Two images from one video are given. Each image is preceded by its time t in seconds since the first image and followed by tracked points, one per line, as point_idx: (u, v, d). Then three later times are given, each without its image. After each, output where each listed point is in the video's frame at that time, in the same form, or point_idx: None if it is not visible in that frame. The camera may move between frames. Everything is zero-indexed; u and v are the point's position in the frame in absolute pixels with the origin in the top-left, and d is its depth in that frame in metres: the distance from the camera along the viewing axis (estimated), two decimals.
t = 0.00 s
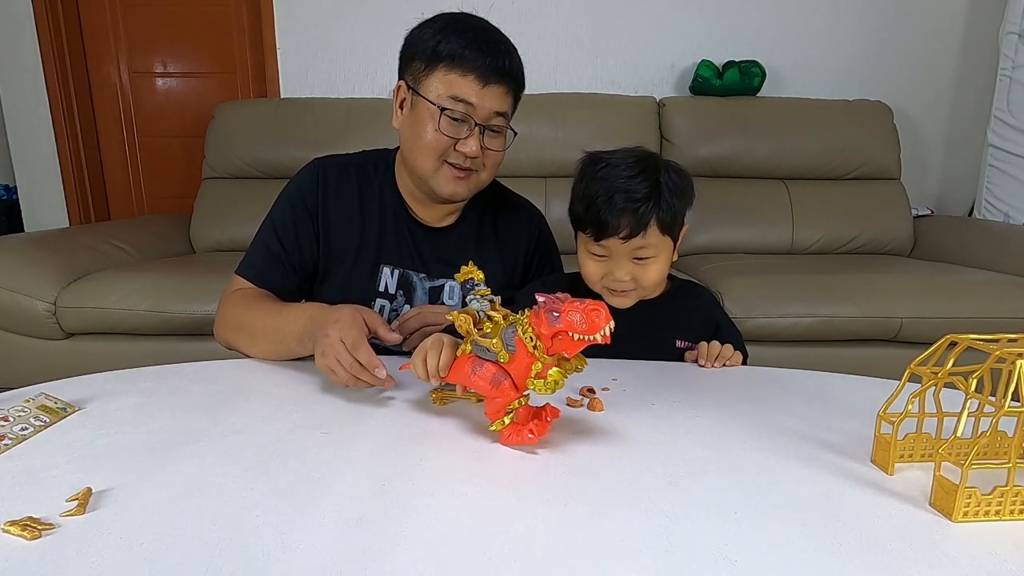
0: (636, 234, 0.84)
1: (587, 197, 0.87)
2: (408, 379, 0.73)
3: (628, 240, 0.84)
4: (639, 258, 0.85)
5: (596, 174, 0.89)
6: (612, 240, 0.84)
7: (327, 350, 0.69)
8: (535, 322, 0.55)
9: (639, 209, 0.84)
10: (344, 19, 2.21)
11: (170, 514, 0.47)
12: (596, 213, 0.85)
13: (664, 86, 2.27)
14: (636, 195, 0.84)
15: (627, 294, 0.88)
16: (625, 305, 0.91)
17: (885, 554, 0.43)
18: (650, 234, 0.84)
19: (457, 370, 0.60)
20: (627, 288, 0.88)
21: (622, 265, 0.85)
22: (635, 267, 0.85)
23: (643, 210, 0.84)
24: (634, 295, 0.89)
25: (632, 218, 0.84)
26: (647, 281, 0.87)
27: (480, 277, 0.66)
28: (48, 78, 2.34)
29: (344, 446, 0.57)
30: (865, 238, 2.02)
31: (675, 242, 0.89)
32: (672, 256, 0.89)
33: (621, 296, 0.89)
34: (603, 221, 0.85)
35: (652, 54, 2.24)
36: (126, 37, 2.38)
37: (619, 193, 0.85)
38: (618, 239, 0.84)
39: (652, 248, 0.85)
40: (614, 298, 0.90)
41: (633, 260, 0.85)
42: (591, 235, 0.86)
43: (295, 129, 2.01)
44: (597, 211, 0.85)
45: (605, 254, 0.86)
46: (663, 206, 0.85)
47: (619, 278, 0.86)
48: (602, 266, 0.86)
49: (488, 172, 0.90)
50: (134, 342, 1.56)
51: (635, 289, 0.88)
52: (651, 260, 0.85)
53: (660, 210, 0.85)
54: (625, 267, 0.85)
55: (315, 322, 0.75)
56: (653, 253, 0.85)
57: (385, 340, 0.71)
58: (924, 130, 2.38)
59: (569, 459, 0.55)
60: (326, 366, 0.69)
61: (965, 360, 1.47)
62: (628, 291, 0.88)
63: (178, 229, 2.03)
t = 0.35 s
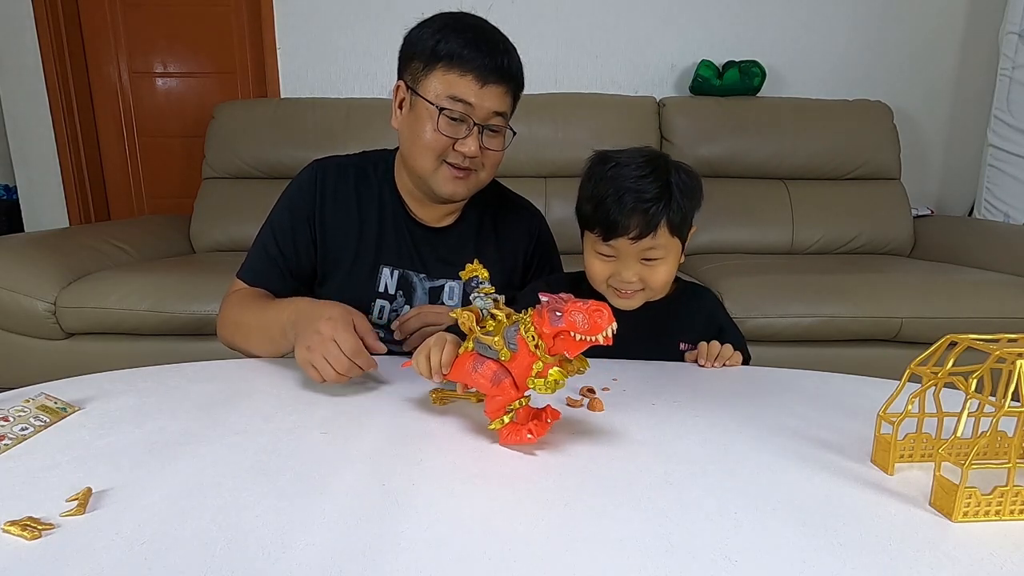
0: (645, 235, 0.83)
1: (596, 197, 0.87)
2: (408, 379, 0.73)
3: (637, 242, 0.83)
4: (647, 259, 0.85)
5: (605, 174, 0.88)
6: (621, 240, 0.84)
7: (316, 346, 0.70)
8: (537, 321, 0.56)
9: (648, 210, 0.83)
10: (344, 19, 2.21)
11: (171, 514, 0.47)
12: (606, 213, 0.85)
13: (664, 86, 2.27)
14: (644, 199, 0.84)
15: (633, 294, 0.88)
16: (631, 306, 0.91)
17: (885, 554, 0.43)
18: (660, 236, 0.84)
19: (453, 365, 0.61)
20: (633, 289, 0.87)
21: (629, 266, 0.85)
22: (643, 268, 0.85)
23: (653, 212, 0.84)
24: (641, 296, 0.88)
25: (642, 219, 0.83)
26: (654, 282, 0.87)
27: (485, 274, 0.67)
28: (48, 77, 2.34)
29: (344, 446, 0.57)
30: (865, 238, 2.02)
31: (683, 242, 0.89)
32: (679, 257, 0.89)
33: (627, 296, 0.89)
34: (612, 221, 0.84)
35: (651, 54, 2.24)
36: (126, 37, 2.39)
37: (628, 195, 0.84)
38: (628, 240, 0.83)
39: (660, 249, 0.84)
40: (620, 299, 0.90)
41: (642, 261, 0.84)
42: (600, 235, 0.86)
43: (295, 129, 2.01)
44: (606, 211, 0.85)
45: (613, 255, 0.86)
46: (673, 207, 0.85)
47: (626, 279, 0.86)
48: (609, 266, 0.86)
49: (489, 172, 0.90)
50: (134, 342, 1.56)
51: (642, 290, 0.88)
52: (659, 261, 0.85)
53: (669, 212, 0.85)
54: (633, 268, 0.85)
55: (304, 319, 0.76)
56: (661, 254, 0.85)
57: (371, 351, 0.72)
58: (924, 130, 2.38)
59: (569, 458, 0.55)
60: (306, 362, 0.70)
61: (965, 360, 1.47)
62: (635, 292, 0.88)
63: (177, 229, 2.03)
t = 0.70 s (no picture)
0: (669, 242, 0.75)
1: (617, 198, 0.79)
2: (408, 379, 0.73)
3: (661, 249, 0.75)
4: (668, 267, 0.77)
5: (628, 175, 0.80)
6: (643, 246, 0.76)
7: (240, 320, 0.79)
8: (614, 322, 0.54)
9: (674, 217, 0.76)
10: (343, 19, 2.21)
11: (170, 514, 0.47)
12: (627, 216, 0.77)
13: (664, 86, 2.27)
14: (673, 203, 0.76)
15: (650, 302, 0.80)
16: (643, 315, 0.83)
17: (884, 555, 0.43)
18: (684, 243, 0.76)
19: (517, 359, 0.58)
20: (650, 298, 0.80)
21: (649, 273, 0.77)
22: (663, 276, 0.77)
23: (679, 219, 0.76)
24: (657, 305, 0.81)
25: (668, 225, 0.75)
26: (673, 291, 0.79)
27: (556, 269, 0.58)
28: (48, 78, 2.33)
29: (344, 446, 0.57)
30: (865, 238, 2.02)
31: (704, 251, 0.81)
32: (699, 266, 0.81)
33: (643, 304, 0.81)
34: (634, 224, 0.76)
35: (652, 54, 2.24)
36: (126, 36, 2.38)
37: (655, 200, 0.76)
38: (650, 247, 0.76)
39: (684, 258, 0.77)
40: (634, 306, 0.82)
41: (662, 269, 0.77)
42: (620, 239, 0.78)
43: (295, 129, 2.01)
44: (628, 213, 0.77)
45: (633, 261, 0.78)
46: (698, 214, 0.77)
47: (644, 286, 0.78)
48: (627, 272, 0.78)
49: (476, 169, 0.88)
50: (134, 342, 1.56)
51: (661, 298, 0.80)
52: (682, 270, 0.77)
53: (695, 219, 0.77)
54: (652, 276, 0.77)
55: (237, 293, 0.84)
56: (685, 263, 0.77)
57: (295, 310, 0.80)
58: (924, 130, 2.38)
59: (570, 459, 0.55)
60: (238, 334, 0.79)
61: (965, 360, 1.47)
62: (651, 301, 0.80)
63: (177, 229, 2.03)
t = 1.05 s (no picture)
0: (695, 244, 0.61)
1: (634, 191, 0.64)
2: (408, 380, 0.73)
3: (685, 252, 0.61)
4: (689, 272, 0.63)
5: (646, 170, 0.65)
6: (665, 248, 0.61)
7: None
8: (675, 346, 0.51)
9: (697, 221, 0.61)
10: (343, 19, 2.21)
11: (171, 513, 0.47)
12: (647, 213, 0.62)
13: (664, 86, 2.27)
14: (696, 205, 0.61)
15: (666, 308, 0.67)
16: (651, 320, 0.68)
17: (883, 555, 0.43)
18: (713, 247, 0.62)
19: (566, 367, 0.57)
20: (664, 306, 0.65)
21: (668, 276, 0.62)
22: (683, 281, 0.63)
23: (704, 223, 0.61)
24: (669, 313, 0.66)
25: (695, 224, 0.61)
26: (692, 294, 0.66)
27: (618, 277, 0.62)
28: (48, 77, 2.33)
29: (344, 446, 0.57)
30: (865, 237, 2.02)
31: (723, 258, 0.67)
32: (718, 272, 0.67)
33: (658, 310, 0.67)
34: (655, 222, 0.61)
35: (652, 54, 2.24)
36: (126, 36, 2.39)
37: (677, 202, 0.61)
38: (674, 248, 0.60)
39: (708, 264, 0.63)
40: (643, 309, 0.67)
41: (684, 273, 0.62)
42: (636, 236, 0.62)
43: (293, 129, 2.01)
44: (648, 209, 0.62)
45: (650, 264, 0.63)
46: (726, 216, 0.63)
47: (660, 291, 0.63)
48: (642, 275, 0.63)
49: (383, 165, 0.87)
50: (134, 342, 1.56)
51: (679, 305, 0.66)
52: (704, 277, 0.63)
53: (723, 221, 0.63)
54: (672, 280, 0.62)
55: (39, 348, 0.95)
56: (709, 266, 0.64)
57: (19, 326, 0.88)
58: (924, 130, 2.38)
59: (568, 457, 0.55)
60: None
61: (965, 360, 1.47)
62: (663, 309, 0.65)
63: (177, 229, 2.03)
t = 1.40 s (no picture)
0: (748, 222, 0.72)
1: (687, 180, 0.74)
2: (408, 379, 0.72)
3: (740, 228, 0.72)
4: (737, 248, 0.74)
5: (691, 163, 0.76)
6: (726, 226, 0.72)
7: None
8: (822, 327, 0.55)
9: (723, 203, 0.71)
10: (343, 19, 2.20)
11: (171, 514, 0.46)
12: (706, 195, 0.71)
13: (664, 86, 2.27)
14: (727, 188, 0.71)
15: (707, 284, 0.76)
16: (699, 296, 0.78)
17: (886, 555, 0.43)
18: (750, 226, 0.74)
19: (709, 358, 0.57)
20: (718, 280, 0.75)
21: (723, 252, 0.73)
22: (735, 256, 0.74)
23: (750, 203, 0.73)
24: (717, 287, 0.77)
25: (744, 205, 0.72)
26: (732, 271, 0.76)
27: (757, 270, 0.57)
28: (48, 77, 2.33)
29: (344, 447, 0.56)
30: (865, 238, 2.01)
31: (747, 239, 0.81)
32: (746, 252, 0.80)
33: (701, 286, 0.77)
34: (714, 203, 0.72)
35: (652, 54, 2.24)
36: (126, 37, 2.38)
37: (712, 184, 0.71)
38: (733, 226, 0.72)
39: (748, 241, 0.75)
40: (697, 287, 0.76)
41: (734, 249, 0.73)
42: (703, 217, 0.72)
43: (293, 128, 2.01)
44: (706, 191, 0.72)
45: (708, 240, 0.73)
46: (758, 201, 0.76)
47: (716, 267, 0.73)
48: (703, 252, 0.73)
49: (383, 133, 0.86)
50: (134, 342, 1.56)
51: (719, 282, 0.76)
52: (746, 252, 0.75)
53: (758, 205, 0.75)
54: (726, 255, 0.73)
55: None
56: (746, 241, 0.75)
57: None
58: (924, 131, 2.38)
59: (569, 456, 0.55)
60: None
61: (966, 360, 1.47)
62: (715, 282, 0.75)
63: (177, 229, 2.02)
